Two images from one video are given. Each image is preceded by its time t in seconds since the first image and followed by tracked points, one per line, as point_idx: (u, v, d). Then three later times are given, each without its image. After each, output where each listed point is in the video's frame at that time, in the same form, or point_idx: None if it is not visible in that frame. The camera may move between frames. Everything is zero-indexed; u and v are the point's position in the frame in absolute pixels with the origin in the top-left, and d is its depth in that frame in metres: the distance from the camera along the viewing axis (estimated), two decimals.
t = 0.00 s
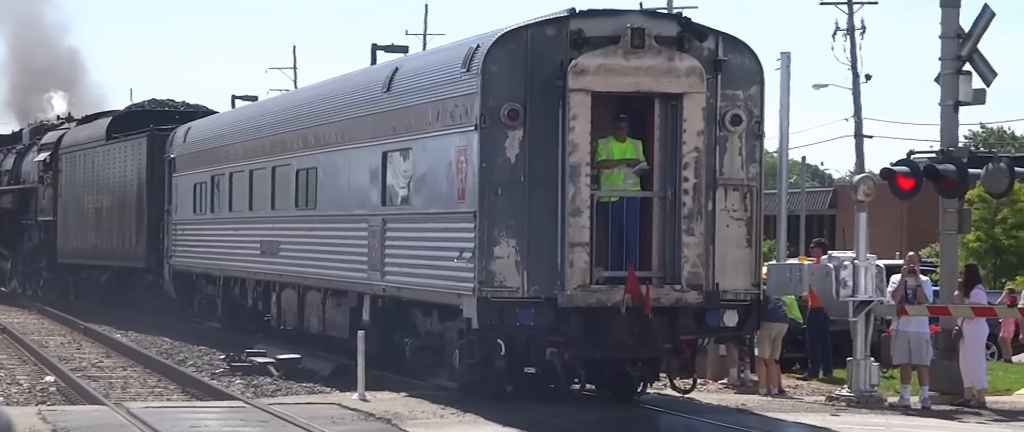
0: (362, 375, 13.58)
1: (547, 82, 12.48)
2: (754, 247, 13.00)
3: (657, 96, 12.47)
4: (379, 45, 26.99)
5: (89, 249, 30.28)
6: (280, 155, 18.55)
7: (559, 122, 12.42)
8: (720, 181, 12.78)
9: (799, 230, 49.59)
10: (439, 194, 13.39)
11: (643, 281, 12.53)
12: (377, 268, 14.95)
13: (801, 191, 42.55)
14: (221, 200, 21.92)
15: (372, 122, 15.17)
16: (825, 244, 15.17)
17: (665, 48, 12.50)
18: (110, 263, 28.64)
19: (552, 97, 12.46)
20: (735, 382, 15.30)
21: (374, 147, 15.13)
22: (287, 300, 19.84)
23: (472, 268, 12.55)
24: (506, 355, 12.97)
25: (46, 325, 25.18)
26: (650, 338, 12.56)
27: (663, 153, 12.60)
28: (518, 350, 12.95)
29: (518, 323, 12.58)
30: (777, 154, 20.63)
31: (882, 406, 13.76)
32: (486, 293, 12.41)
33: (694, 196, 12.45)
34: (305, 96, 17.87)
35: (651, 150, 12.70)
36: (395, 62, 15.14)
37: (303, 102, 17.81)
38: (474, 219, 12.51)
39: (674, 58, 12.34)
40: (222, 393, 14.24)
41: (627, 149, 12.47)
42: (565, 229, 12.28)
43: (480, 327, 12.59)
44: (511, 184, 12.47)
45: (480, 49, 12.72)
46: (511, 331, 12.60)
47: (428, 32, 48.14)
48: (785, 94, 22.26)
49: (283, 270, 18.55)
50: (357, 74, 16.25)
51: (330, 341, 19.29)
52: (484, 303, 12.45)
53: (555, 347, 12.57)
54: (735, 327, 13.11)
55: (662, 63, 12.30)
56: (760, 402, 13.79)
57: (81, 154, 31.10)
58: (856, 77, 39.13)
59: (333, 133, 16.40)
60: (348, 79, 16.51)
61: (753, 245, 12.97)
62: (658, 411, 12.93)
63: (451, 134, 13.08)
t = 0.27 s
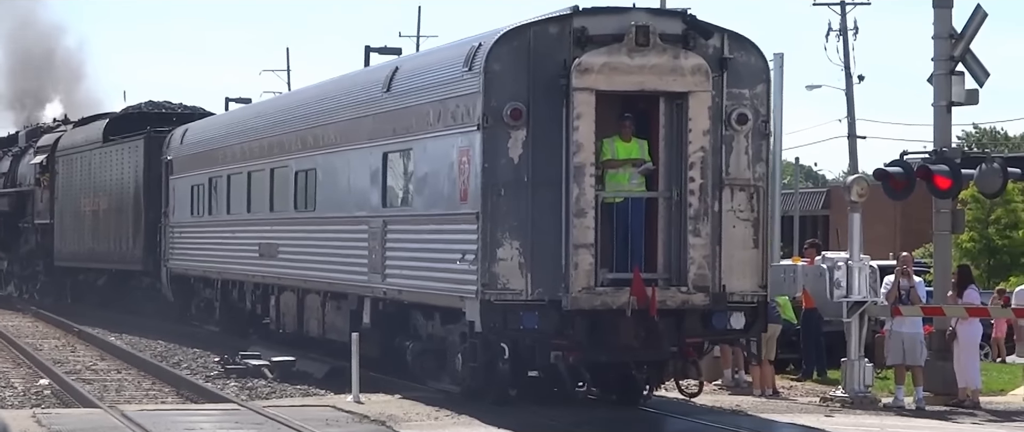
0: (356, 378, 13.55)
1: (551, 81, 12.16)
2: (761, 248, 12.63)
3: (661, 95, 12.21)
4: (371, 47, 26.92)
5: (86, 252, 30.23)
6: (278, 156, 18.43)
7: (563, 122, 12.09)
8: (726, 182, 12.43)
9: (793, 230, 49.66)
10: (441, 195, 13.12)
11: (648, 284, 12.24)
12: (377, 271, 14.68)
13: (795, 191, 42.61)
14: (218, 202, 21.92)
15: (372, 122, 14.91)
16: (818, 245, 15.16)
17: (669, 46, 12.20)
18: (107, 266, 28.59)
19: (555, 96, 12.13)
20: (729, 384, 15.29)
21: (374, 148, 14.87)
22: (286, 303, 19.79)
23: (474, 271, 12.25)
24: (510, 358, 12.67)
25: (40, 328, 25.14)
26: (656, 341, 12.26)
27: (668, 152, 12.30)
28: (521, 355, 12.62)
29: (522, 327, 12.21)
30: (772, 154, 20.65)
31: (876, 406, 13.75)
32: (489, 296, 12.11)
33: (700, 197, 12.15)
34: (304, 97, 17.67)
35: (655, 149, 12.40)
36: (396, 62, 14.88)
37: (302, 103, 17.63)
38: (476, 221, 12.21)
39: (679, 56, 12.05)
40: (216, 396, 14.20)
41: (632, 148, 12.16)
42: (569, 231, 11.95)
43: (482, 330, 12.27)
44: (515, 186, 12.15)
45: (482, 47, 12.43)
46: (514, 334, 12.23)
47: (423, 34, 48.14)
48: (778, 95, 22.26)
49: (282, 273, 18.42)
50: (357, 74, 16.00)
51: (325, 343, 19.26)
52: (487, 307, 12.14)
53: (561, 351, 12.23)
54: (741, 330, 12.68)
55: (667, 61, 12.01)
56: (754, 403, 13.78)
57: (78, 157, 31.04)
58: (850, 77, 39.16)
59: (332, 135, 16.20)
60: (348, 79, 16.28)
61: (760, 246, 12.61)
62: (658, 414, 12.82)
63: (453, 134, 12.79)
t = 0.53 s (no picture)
0: (351, 380, 13.54)
1: (556, 80, 12.05)
2: (770, 249, 12.53)
3: (668, 95, 12.11)
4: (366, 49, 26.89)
5: (84, 255, 30.21)
6: (278, 158, 18.41)
7: (569, 122, 11.98)
8: (734, 182, 12.31)
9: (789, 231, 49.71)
10: (444, 196, 13.03)
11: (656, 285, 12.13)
12: (379, 273, 14.59)
13: (790, 193, 42.65)
14: (216, 204, 21.93)
15: (373, 123, 14.83)
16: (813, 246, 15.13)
17: (676, 44, 12.12)
18: (104, 268, 28.57)
19: (560, 95, 12.03)
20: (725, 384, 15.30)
21: (375, 149, 14.80)
22: (285, 306, 19.76)
23: (478, 274, 12.14)
24: (515, 362, 12.46)
25: (35, 331, 25.11)
26: (663, 344, 12.17)
27: (676, 153, 12.23)
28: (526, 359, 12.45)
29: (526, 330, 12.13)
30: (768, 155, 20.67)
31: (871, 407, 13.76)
32: (493, 298, 11.99)
33: (707, 197, 12.05)
34: (304, 98, 17.62)
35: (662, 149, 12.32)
36: (397, 61, 14.81)
37: (302, 103, 17.60)
38: (480, 223, 12.08)
39: (686, 54, 11.96)
40: (212, 398, 14.19)
41: (638, 148, 12.10)
42: (575, 233, 11.86)
43: (487, 333, 12.27)
44: (519, 186, 12.05)
45: (485, 46, 12.33)
46: (519, 337, 12.22)
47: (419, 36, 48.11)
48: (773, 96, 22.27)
49: (282, 275, 18.38)
50: (358, 74, 15.95)
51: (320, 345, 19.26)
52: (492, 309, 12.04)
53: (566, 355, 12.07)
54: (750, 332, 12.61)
55: (673, 60, 11.93)
56: (749, 404, 13.78)
57: (76, 159, 31.02)
58: (844, 78, 39.18)
59: (332, 136, 16.16)
60: (348, 79, 16.24)
61: (768, 247, 12.50)
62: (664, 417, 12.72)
63: (456, 134, 12.68)
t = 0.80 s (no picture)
0: (345, 386, 13.53)
1: (560, 85, 11.98)
2: (777, 257, 12.51)
3: (674, 99, 12.01)
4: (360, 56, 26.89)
5: (80, 260, 30.17)
6: (276, 163, 18.39)
7: (573, 127, 11.91)
8: (740, 187, 12.35)
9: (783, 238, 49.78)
10: (446, 202, 12.98)
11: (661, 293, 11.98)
12: (379, 279, 14.55)
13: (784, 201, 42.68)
14: (213, 209, 21.92)
15: (372, 128, 14.81)
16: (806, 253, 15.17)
17: (682, 48, 12.05)
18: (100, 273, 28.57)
19: (564, 100, 11.96)
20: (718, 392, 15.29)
21: (374, 154, 14.77)
22: (282, 313, 19.72)
23: (481, 280, 12.08)
24: (518, 370, 12.49)
25: (28, 337, 25.08)
26: (669, 352, 12.12)
27: (682, 158, 12.15)
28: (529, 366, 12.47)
29: (529, 337, 12.10)
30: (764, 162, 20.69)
31: (864, 415, 13.77)
32: (496, 306, 11.94)
33: (714, 203, 11.96)
34: (303, 102, 17.66)
35: (668, 154, 12.22)
36: (396, 65, 14.83)
37: (301, 108, 17.64)
38: (483, 229, 12.01)
39: (693, 58, 11.89)
40: (204, 404, 14.16)
41: (643, 154, 11.99)
42: (579, 239, 11.78)
43: (489, 341, 12.14)
44: (522, 192, 11.98)
45: (488, 50, 12.28)
46: (522, 344, 12.14)
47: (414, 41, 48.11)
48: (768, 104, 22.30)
49: (279, 281, 18.38)
50: (356, 79, 15.97)
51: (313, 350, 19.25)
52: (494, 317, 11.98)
53: (570, 363, 12.06)
54: (757, 341, 12.55)
55: (680, 64, 11.85)
56: (741, 411, 13.80)
57: (71, 164, 31.00)
58: (838, 86, 39.22)
59: (331, 142, 16.18)
60: (346, 84, 16.27)
61: (775, 254, 12.48)
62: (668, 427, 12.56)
63: (458, 139, 12.63)
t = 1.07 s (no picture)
0: (344, 394, 13.48)
1: (570, 89, 11.73)
2: (791, 265, 12.33)
3: (687, 103, 11.79)
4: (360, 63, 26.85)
5: (82, 267, 30.14)
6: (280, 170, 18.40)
7: (584, 132, 11.67)
8: (754, 194, 12.12)
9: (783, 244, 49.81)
10: (453, 208, 12.76)
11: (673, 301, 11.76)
12: (385, 288, 14.45)
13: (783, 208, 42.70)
14: (216, 217, 21.91)
15: (378, 134, 14.71)
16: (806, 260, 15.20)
17: (695, 51, 11.84)
18: (102, 280, 28.56)
19: (575, 105, 11.72)
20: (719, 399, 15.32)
21: (381, 160, 14.65)
22: (286, 321, 19.64)
23: (489, 289, 11.78)
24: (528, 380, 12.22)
25: (27, 344, 25.06)
26: (681, 362, 11.91)
27: (694, 163, 11.93)
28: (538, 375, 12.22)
29: (539, 347, 11.78)
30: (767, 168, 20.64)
31: (864, 422, 13.74)
32: (505, 315, 11.63)
33: (727, 211, 11.80)
34: (308, 109, 17.61)
35: (680, 159, 12.01)
36: (404, 70, 14.76)
37: (305, 114, 17.63)
38: (492, 237, 11.74)
39: (705, 62, 11.68)
40: (202, 412, 14.12)
41: (655, 159, 11.79)
42: (590, 247, 11.54)
43: (498, 351, 11.81)
44: (532, 199, 11.71)
45: (497, 53, 12.05)
46: (532, 355, 11.78)
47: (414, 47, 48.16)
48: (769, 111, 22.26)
49: (283, 289, 18.33)
50: (361, 85, 15.91)
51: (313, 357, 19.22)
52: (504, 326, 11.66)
53: (580, 373, 11.76)
54: (770, 349, 12.39)
55: (692, 68, 11.63)
56: (742, 419, 13.81)
57: (73, 170, 30.97)
58: (837, 93, 39.22)
59: (337, 148, 16.13)
60: (351, 90, 16.22)
61: (789, 262, 12.30)
62: None
63: (466, 144, 12.41)
